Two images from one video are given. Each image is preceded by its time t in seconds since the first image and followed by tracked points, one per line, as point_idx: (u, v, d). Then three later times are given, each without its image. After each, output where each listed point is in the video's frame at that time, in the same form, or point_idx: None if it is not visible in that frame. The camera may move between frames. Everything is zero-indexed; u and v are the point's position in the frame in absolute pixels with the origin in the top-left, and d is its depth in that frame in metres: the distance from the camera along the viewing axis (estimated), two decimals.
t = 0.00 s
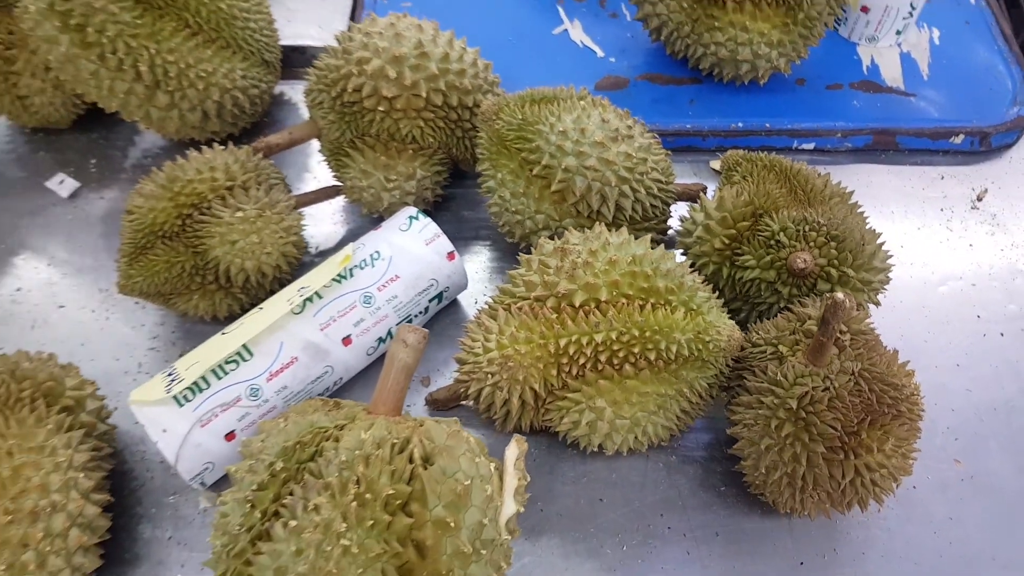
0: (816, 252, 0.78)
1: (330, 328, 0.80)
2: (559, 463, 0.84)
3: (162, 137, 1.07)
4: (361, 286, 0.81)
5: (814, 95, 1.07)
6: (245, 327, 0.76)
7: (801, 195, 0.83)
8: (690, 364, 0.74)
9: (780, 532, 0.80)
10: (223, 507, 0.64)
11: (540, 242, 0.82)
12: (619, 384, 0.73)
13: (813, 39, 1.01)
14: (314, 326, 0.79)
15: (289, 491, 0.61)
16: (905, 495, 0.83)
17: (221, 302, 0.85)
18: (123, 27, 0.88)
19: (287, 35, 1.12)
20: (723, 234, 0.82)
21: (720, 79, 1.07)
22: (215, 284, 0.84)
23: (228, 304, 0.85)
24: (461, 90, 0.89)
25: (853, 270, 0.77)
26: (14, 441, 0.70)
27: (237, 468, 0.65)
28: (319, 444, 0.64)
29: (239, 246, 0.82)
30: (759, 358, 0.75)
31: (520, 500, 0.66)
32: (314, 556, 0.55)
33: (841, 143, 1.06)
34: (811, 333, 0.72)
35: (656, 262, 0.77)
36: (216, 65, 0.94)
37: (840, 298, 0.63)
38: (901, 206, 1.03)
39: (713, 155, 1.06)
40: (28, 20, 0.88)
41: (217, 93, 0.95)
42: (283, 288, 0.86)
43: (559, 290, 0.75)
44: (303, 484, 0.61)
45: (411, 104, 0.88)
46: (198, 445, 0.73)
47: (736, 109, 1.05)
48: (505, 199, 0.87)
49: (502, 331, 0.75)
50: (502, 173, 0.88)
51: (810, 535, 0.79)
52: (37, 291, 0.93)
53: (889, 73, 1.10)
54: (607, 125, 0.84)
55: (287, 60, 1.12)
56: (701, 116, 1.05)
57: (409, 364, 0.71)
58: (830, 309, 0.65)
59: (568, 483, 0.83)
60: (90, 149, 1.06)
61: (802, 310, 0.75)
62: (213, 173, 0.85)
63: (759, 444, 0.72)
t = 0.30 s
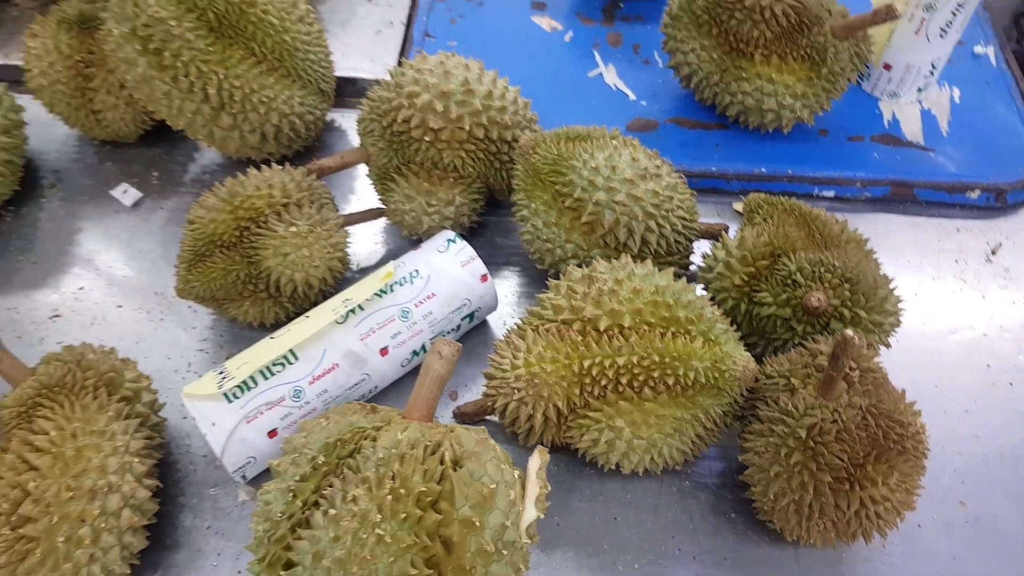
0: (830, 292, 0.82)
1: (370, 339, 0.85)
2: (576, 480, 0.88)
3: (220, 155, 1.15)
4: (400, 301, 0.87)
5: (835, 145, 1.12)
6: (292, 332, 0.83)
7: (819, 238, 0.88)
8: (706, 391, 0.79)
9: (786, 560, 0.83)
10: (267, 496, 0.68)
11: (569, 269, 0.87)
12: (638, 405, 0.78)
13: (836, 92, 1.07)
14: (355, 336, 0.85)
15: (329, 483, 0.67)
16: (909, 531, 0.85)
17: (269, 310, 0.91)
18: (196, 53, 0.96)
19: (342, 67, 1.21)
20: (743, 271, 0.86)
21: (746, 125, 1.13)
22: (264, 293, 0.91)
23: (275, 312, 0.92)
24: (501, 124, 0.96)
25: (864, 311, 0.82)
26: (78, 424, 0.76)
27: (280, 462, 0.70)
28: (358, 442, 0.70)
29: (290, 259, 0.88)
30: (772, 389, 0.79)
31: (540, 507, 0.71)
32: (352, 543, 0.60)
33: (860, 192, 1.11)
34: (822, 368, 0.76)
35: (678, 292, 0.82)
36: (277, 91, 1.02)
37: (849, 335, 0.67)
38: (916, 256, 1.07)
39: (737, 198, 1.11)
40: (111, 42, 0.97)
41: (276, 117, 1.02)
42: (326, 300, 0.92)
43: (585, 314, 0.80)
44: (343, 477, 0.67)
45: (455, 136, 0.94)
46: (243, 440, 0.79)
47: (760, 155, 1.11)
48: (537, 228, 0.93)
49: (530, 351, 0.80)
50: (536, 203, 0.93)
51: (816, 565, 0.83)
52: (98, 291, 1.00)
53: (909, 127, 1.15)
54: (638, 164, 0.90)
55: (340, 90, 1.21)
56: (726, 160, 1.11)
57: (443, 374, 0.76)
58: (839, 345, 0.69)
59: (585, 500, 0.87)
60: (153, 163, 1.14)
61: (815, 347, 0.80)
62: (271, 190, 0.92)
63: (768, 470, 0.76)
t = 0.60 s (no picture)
0: (861, 339, 0.83)
1: (406, 359, 0.88)
2: (600, 512, 0.89)
3: (274, 177, 1.18)
4: (437, 324, 0.90)
5: (873, 198, 1.13)
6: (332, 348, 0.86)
7: (852, 286, 0.89)
8: (733, 429, 0.80)
9: None
10: (299, 502, 0.71)
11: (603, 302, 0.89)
12: (665, 439, 0.79)
13: (876, 146, 1.08)
14: (392, 355, 0.88)
15: (360, 493, 0.69)
16: None
17: (311, 326, 0.95)
18: (260, 79, 1.02)
19: (395, 101, 1.27)
20: (775, 314, 0.87)
21: (785, 174, 1.15)
22: (308, 310, 0.94)
23: (317, 329, 0.95)
24: (545, 161, 1.00)
25: (894, 360, 0.83)
26: (125, 423, 0.79)
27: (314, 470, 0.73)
28: (390, 456, 0.72)
29: (335, 278, 0.92)
30: (799, 431, 0.79)
31: (563, 532, 0.72)
32: (379, 550, 0.63)
33: (897, 245, 1.11)
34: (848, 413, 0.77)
35: (710, 331, 0.83)
36: (333, 119, 1.07)
37: (876, 380, 0.68)
38: (949, 310, 1.07)
39: (772, 244, 1.13)
40: (181, 66, 1.03)
41: (331, 144, 1.07)
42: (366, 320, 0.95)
43: (617, 346, 0.82)
44: (374, 488, 0.69)
45: (500, 170, 0.98)
46: (280, 449, 0.82)
47: (797, 204, 1.13)
48: (574, 261, 0.95)
49: (561, 379, 0.82)
50: (574, 238, 0.96)
51: None
52: (149, 300, 1.03)
53: (948, 184, 1.16)
54: (675, 205, 0.93)
55: (391, 122, 1.26)
56: (764, 207, 1.12)
57: (475, 397, 0.78)
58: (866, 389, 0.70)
59: (606, 533, 0.87)
60: (210, 182, 1.17)
61: (842, 393, 0.80)
62: (322, 212, 0.97)
63: (791, 512, 0.76)
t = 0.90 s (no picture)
0: (874, 388, 0.84)
1: (428, 388, 0.91)
2: (611, 548, 0.90)
3: (310, 208, 1.22)
4: (459, 355, 0.93)
5: (894, 251, 1.15)
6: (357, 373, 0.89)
7: (868, 335, 0.90)
8: (744, 471, 0.81)
9: None
10: (318, 520, 0.74)
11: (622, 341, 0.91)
12: (676, 477, 0.80)
13: (897, 200, 1.10)
14: (414, 383, 0.91)
15: (377, 514, 0.72)
16: None
17: (338, 352, 0.98)
18: (302, 114, 1.07)
19: (430, 139, 1.32)
20: (790, 360, 0.89)
21: (807, 224, 1.17)
22: (336, 336, 0.97)
23: (344, 355, 0.98)
24: (570, 202, 1.03)
25: (907, 410, 0.83)
26: (157, 435, 0.80)
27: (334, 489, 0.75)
28: (407, 479, 0.74)
29: (364, 306, 0.95)
30: (809, 476, 0.80)
31: (572, 562, 0.73)
32: (392, 569, 0.65)
33: (916, 298, 1.12)
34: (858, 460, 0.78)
35: (725, 373, 0.85)
36: (370, 155, 1.12)
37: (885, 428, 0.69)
38: (967, 365, 1.07)
39: (793, 292, 1.14)
40: (229, 99, 1.09)
41: (367, 178, 1.12)
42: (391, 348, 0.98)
43: (633, 384, 0.84)
44: (390, 510, 0.71)
45: (526, 209, 1.02)
46: (302, 468, 0.84)
47: (818, 253, 1.14)
48: (595, 299, 0.98)
49: (576, 414, 0.84)
50: (596, 277, 0.99)
51: None
52: (185, 321, 1.07)
53: (970, 240, 1.17)
54: (696, 249, 0.96)
55: (425, 159, 1.31)
56: (785, 255, 1.14)
57: (493, 425, 0.80)
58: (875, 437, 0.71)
59: (615, 569, 0.88)
60: (249, 211, 1.22)
61: (854, 440, 0.81)
62: (354, 242, 1.00)
63: (799, 556, 0.77)
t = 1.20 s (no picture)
0: (901, 446, 0.82)
1: (450, 422, 0.91)
2: None
3: (345, 239, 1.25)
4: (483, 392, 0.94)
5: (926, 308, 1.13)
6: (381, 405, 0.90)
7: (896, 392, 0.88)
8: (765, 524, 0.80)
9: None
10: (334, 549, 0.74)
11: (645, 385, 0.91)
12: (694, 525, 0.80)
13: (931, 257, 1.09)
14: (437, 417, 0.91)
15: (393, 546, 0.72)
16: None
17: (364, 382, 0.99)
18: (342, 149, 1.10)
19: (465, 177, 1.34)
20: (816, 413, 0.88)
21: (838, 277, 1.16)
22: (363, 366, 0.99)
23: (370, 386, 0.99)
24: (600, 244, 1.05)
25: (934, 471, 0.82)
26: (182, 456, 0.82)
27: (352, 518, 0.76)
28: (424, 513, 0.75)
29: (391, 338, 0.97)
30: (830, 533, 0.78)
31: None
32: None
33: (949, 356, 1.10)
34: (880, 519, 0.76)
35: (748, 423, 0.84)
36: (406, 191, 1.15)
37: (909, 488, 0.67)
38: (1002, 428, 1.03)
39: (822, 345, 1.13)
40: (274, 132, 1.13)
41: (402, 213, 1.14)
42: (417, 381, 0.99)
43: (655, 429, 0.84)
44: (406, 543, 0.72)
45: (556, 249, 1.04)
46: (322, 497, 0.85)
47: (849, 307, 1.13)
48: (620, 342, 0.98)
49: (596, 456, 0.83)
50: (622, 319, 0.99)
51: None
52: (217, 344, 1.10)
53: (1007, 301, 1.14)
54: (723, 297, 0.96)
55: (460, 196, 1.34)
56: (815, 306, 1.14)
57: (512, 464, 0.80)
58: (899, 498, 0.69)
59: None
60: (287, 240, 1.25)
61: (878, 498, 0.79)
62: (385, 274, 1.02)
63: None
